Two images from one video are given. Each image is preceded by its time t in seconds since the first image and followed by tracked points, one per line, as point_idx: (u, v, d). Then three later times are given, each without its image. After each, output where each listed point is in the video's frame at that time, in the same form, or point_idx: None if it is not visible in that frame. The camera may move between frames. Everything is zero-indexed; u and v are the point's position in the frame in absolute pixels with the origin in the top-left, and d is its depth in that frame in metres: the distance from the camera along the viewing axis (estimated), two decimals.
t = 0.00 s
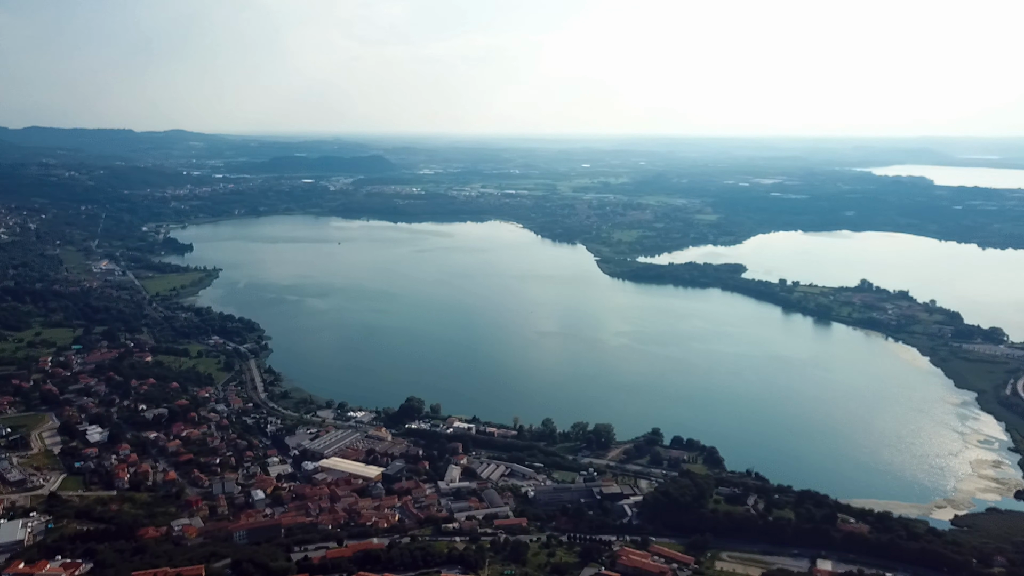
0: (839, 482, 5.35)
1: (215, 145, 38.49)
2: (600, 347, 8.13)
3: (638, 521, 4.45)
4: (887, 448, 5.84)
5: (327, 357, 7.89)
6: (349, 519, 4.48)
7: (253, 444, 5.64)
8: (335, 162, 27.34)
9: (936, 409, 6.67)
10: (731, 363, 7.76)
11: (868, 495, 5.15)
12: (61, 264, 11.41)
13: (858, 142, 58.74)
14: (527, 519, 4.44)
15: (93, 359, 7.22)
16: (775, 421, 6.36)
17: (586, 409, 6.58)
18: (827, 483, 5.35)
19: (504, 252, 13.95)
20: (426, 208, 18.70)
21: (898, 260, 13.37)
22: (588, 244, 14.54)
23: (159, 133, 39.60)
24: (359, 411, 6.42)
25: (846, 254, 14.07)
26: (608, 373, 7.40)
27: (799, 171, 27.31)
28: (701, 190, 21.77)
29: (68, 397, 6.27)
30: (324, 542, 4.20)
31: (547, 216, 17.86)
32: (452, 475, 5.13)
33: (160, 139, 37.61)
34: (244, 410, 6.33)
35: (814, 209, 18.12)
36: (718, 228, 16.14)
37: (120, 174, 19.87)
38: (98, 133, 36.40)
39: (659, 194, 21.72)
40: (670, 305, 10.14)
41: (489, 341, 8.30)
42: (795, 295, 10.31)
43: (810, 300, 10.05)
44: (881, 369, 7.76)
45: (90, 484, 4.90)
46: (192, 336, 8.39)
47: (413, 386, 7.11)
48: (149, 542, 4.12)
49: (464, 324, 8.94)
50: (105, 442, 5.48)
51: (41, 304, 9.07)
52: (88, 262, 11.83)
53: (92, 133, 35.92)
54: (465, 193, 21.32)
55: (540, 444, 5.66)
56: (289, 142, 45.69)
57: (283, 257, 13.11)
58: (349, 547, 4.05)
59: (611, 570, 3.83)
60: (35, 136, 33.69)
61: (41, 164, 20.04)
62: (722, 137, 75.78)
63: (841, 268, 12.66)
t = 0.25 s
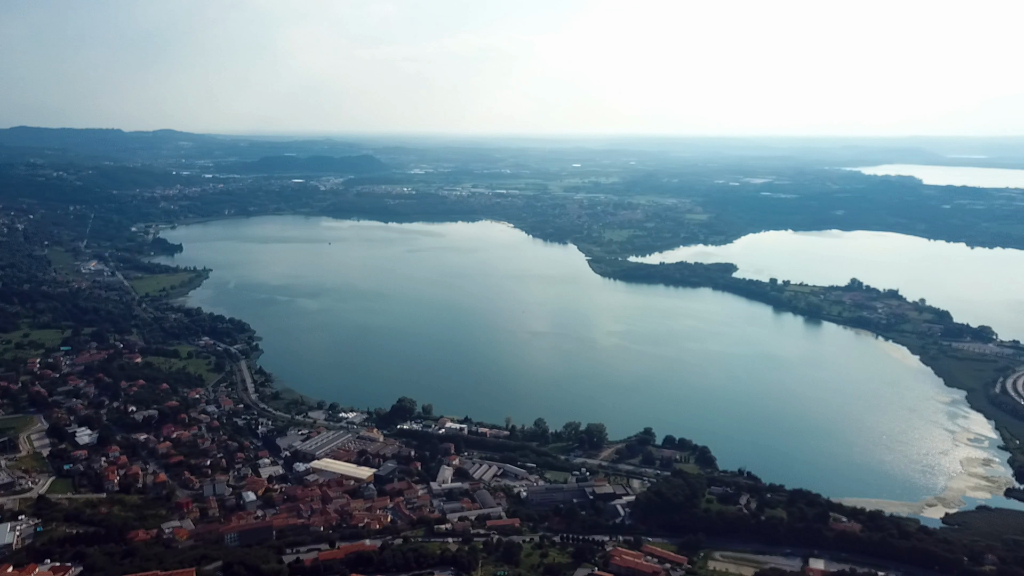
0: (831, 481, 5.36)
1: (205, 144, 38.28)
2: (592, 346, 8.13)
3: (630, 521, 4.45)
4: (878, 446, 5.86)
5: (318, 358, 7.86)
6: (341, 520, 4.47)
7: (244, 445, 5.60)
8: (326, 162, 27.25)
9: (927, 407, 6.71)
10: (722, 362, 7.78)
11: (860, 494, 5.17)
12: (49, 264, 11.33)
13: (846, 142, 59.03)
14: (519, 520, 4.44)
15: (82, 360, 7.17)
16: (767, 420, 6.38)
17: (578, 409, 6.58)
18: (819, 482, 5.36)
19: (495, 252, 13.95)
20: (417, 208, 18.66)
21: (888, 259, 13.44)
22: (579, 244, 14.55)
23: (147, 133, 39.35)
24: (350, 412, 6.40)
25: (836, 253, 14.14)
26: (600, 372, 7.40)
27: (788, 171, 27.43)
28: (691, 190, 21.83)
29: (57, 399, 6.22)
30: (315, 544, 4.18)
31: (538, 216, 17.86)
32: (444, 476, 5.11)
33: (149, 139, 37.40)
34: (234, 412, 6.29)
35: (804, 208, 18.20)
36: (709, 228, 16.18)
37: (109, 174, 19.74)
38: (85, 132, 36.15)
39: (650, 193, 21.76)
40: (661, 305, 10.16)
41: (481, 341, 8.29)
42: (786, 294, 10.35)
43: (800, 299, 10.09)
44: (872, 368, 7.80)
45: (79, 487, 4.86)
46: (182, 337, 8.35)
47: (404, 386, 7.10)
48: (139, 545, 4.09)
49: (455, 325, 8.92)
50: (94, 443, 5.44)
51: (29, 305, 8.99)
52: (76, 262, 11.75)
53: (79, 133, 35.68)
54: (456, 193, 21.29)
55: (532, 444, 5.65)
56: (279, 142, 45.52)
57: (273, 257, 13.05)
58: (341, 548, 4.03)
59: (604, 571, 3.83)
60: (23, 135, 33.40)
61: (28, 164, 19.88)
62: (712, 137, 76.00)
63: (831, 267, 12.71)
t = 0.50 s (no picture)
0: (825, 480, 5.38)
1: (198, 144, 38.12)
2: (586, 346, 8.13)
3: (625, 521, 4.46)
4: (872, 445, 5.89)
5: (312, 358, 7.84)
6: (336, 521, 4.46)
7: (238, 446, 5.59)
8: (319, 162, 27.19)
9: (920, 406, 6.74)
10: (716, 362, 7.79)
11: (854, 493, 5.18)
12: (41, 265, 11.27)
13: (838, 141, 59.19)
14: (514, 520, 4.43)
15: (74, 361, 7.13)
16: (761, 419, 6.39)
17: (573, 409, 6.58)
18: (813, 481, 5.38)
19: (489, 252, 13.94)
20: (410, 208, 18.63)
21: (881, 259, 13.48)
22: (573, 243, 14.55)
23: (139, 133, 39.16)
24: (344, 412, 6.39)
25: (829, 252, 14.18)
26: (594, 372, 7.40)
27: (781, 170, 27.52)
28: (685, 189, 21.86)
29: (49, 400, 6.19)
30: (310, 546, 4.17)
31: (532, 215, 17.86)
32: (439, 476, 5.10)
33: (141, 138, 37.22)
34: (228, 412, 6.27)
35: (797, 208, 18.25)
36: (702, 227, 16.21)
37: (101, 174, 19.65)
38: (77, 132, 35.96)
39: (643, 193, 21.78)
40: (654, 304, 10.17)
41: (475, 341, 8.27)
42: (780, 293, 10.38)
43: (794, 299, 10.12)
44: (866, 367, 7.83)
45: (72, 488, 4.83)
46: (175, 338, 8.31)
47: (399, 386, 7.08)
48: (132, 547, 4.07)
49: (449, 325, 8.91)
50: (87, 445, 5.41)
51: (20, 305, 8.94)
52: (68, 263, 11.69)
53: (71, 133, 35.49)
54: (449, 193, 21.27)
55: (527, 444, 5.65)
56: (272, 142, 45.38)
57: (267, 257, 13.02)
58: (335, 550, 4.02)
59: (599, 571, 3.83)
60: (14, 135, 33.21)
61: (20, 164, 19.77)
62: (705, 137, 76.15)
63: (824, 266, 12.75)
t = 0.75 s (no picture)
0: (817, 479, 5.39)
1: (188, 144, 37.91)
2: (578, 346, 8.13)
3: (619, 521, 4.46)
4: (864, 444, 5.91)
5: (303, 359, 7.81)
6: (328, 522, 4.44)
7: (230, 448, 5.56)
8: (310, 162, 27.11)
9: (910, 405, 6.77)
10: (708, 361, 7.80)
11: (846, 492, 5.20)
12: (29, 266, 11.18)
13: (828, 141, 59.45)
14: (508, 521, 4.43)
15: (63, 362, 7.07)
16: (753, 418, 6.40)
17: (565, 409, 6.57)
18: (805, 480, 5.39)
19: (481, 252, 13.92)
20: (402, 208, 18.60)
21: (871, 258, 13.55)
22: (565, 243, 14.56)
23: (129, 133, 38.92)
24: (336, 413, 6.36)
25: (820, 251, 14.25)
26: (586, 372, 7.40)
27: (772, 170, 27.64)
28: (676, 189, 21.91)
29: (38, 402, 6.13)
30: (303, 548, 4.15)
31: (523, 215, 17.86)
32: (432, 477, 5.09)
33: (130, 138, 37.00)
34: (219, 414, 6.23)
35: (788, 207, 18.32)
36: (694, 227, 16.26)
37: (90, 174, 19.52)
38: (65, 131, 35.73)
39: (635, 193, 21.82)
40: (646, 304, 10.18)
41: (467, 341, 8.26)
42: (771, 293, 10.41)
43: (785, 298, 10.16)
44: (857, 366, 7.86)
45: (61, 491, 4.80)
46: (166, 339, 8.26)
47: (391, 387, 7.06)
48: (123, 550, 4.04)
49: (441, 325, 8.89)
50: (77, 447, 5.37)
51: (9, 306, 8.87)
52: (57, 263, 11.61)
53: (59, 132, 35.26)
54: (441, 192, 21.25)
55: (520, 444, 5.64)
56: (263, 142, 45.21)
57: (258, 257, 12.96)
58: (328, 551, 4.00)
59: (593, 571, 3.83)
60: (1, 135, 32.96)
61: (8, 164, 19.62)
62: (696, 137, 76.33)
63: (815, 265, 12.81)
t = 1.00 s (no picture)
0: (812, 478, 5.41)
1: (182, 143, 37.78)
2: (573, 346, 8.13)
3: (615, 521, 4.46)
4: (859, 443, 5.92)
5: (298, 359, 7.79)
6: (323, 523, 4.43)
7: (224, 449, 5.54)
8: (304, 161, 27.05)
9: (904, 404, 6.79)
10: (702, 360, 7.81)
11: (841, 491, 5.21)
12: (22, 266, 11.12)
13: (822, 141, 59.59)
14: (503, 521, 4.43)
15: (56, 363, 7.04)
16: (748, 418, 6.41)
17: (560, 408, 6.57)
18: (800, 479, 5.40)
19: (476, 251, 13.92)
20: (396, 208, 18.57)
21: (865, 258, 13.59)
22: (560, 243, 14.56)
23: (122, 133, 38.77)
24: (331, 414, 6.35)
25: (814, 251, 14.28)
26: (581, 372, 7.39)
27: (766, 169, 27.71)
28: (671, 189, 21.94)
29: (31, 403, 6.10)
30: (298, 549, 4.14)
31: (518, 215, 17.86)
32: (427, 477, 5.08)
33: (123, 138, 36.85)
34: (213, 415, 6.21)
35: (782, 207, 18.37)
36: (688, 226, 16.28)
37: (83, 174, 19.43)
38: (58, 131, 35.56)
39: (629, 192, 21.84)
40: (641, 304, 10.19)
41: (462, 341, 8.25)
42: (765, 292, 10.43)
43: (780, 297, 10.18)
44: (851, 366, 7.87)
45: (55, 492, 4.78)
46: (160, 340, 8.23)
47: (386, 387, 7.05)
48: (117, 552, 4.02)
49: (435, 325, 8.88)
50: (71, 448, 5.35)
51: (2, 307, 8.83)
52: (50, 264, 11.56)
53: (52, 132, 35.10)
54: (436, 192, 21.23)
55: (515, 445, 5.64)
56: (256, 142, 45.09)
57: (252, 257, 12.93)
58: (324, 553, 3.99)
59: (589, 572, 3.82)
60: None
61: None
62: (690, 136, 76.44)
63: (809, 265, 12.84)
